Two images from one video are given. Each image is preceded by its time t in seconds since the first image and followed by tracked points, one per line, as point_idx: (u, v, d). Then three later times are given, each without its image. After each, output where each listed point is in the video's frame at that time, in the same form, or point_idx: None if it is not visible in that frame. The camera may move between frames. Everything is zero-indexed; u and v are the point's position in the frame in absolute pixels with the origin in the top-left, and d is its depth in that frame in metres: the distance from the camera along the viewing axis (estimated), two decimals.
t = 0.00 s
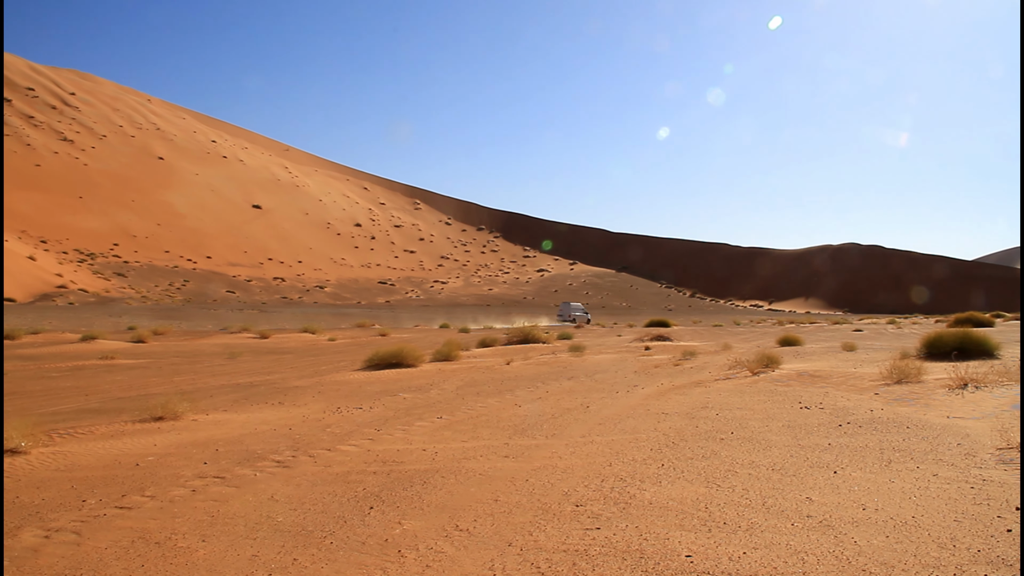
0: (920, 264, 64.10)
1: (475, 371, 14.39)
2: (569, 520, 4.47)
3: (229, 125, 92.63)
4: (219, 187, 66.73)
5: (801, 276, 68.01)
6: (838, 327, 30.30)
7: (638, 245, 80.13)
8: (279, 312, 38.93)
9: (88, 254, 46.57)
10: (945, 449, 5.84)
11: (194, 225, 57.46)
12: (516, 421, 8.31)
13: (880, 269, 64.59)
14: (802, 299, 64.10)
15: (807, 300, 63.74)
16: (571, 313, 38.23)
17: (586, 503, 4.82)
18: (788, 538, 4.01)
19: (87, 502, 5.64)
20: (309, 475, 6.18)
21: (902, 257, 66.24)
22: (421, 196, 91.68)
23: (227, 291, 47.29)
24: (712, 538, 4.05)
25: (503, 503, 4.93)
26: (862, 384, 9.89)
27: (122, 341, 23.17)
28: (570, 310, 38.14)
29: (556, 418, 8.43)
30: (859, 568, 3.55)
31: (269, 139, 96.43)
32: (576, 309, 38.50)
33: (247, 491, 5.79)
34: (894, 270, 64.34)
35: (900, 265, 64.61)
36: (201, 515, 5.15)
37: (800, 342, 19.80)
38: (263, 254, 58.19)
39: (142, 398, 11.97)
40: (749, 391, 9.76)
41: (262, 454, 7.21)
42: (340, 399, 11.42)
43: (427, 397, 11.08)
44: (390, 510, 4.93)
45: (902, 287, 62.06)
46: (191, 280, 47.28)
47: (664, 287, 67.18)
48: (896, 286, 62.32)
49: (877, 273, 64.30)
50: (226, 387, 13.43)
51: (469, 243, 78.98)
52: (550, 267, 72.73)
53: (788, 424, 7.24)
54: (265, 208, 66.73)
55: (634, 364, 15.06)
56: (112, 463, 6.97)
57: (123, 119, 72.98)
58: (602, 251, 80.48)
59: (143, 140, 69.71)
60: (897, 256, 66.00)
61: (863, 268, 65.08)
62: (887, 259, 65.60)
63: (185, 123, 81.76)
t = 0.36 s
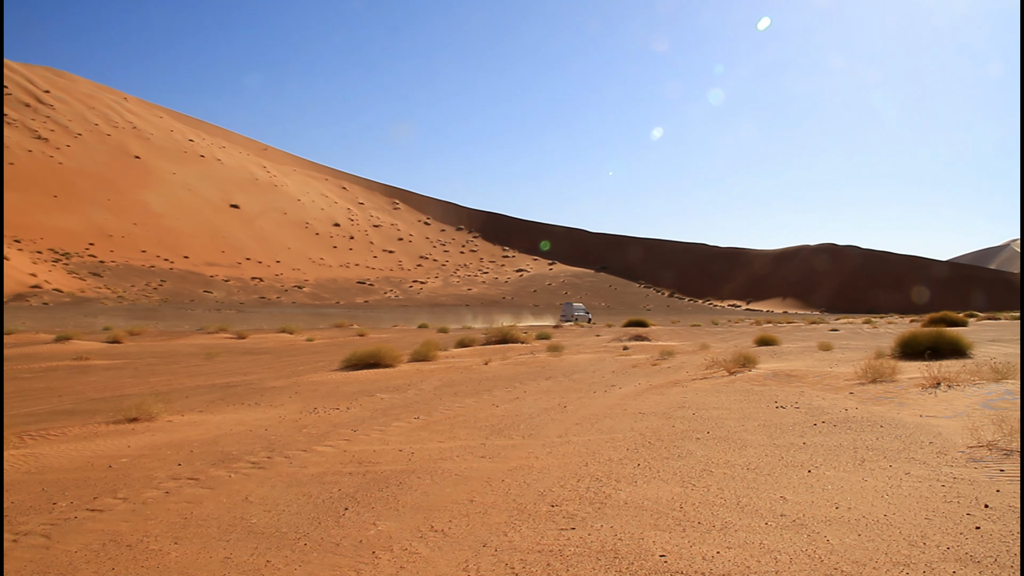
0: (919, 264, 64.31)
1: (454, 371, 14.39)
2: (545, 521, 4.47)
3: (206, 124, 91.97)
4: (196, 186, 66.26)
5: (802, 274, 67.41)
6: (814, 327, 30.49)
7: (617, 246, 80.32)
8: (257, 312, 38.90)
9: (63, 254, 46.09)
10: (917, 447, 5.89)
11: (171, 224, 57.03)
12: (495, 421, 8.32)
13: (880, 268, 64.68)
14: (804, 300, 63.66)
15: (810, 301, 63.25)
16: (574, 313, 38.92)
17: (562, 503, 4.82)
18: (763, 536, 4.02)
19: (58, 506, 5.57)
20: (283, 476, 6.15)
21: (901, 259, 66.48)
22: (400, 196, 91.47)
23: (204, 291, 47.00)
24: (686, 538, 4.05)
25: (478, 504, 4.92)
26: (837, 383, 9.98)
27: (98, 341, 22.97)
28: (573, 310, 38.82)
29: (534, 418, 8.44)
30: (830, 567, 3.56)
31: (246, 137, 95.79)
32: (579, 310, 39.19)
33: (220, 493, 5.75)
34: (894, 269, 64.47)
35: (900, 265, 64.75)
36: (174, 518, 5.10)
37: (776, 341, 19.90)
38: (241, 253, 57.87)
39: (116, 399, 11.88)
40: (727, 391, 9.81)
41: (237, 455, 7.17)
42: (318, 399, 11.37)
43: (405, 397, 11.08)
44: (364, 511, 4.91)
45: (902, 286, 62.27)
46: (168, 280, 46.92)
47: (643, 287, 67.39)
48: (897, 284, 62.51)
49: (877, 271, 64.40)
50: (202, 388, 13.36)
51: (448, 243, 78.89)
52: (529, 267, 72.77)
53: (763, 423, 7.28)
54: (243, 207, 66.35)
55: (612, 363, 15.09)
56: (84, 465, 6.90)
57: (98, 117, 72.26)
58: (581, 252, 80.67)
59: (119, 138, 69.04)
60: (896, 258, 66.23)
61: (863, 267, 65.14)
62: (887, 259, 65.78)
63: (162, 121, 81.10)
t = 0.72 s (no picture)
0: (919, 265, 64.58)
1: (426, 371, 14.37)
2: (514, 519, 4.48)
3: (177, 122, 91.08)
4: (167, 184, 65.61)
5: (800, 275, 67.12)
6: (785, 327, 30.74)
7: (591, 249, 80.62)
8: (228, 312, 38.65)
9: (31, 252, 45.46)
10: (883, 445, 5.95)
11: (142, 223, 56.40)
12: (467, 421, 8.31)
13: (880, 269, 64.85)
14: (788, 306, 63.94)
15: (809, 304, 63.04)
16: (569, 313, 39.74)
17: (532, 502, 4.82)
18: (730, 534, 4.05)
19: (22, 508, 5.50)
20: (252, 476, 6.12)
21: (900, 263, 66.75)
22: (373, 195, 91.12)
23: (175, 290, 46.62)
24: (655, 536, 4.07)
25: (448, 503, 4.91)
26: (806, 382, 10.07)
27: (66, 341, 22.69)
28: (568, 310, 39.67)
29: (505, 418, 8.46)
30: (796, 564, 3.58)
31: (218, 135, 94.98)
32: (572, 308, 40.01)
33: (187, 494, 5.70)
34: (893, 270, 64.63)
35: (900, 266, 64.97)
36: (140, 519, 5.06)
37: (748, 341, 19.99)
38: (213, 252, 57.43)
39: (84, 400, 11.74)
40: (698, 390, 9.88)
41: (206, 455, 7.12)
42: (289, 399, 11.31)
43: (377, 397, 11.05)
44: (333, 511, 4.89)
45: (902, 285, 62.45)
46: (137, 280, 46.44)
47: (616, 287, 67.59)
48: (896, 284, 62.71)
49: (877, 271, 64.57)
50: (172, 388, 13.23)
51: (421, 243, 78.72)
52: (502, 267, 72.77)
53: (733, 422, 7.32)
54: (215, 206, 65.81)
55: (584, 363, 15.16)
56: (50, 466, 6.82)
57: (67, 114, 71.32)
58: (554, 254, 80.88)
59: (88, 136, 68.18)
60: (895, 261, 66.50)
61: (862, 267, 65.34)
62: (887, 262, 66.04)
63: (132, 119, 80.22)
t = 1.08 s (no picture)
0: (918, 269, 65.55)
1: (397, 370, 14.32)
2: (485, 518, 4.49)
3: (145, 119, 90.00)
4: (134, 182, 64.83)
5: (800, 275, 67.73)
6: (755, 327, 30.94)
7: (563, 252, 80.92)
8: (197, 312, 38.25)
9: None
10: (850, 443, 6.02)
11: (110, 221, 55.67)
12: (439, 420, 8.30)
13: (881, 271, 65.67)
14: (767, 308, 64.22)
15: (810, 301, 63.38)
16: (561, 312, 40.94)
17: (504, 502, 4.81)
18: (699, 532, 4.08)
19: None
20: (222, 477, 6.06)
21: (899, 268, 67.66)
22: (344, 194, 90.65)
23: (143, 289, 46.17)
24: (626, 534, 4.09)
25: (420, 502, 4.91)
26: (775, 381, 10.15)
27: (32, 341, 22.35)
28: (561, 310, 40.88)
29: (477, 416, 8.47)
30: (765, 561, 3.62)
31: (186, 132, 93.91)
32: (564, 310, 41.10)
33: (155, 495, 5.65)
34: (893, 273, 65.51)
35: (899, 269, 65.87)
36: (107, 520, 5.01)
37: (718, 341, 20.12)
38: (182, 251, 56.90)
39: (49, 401, 11.59)
40: (668, 389, 9.93)
41: (174, 455, 7.05)
42: (260, 399, 11.22)
43: (347, 396, 11.01)
44: (303, 512, 4.85)
45: (903, 285, 63.25)
46: (105, 279, 45.88)
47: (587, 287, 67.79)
48: (897, 284, 63.50)
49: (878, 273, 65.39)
50: (141, 388, 13.09)
51: (392, 242, 78.48)
52: (474, 267, 72.72)
53: (702, 421, 7.38)
54: (184, 205, 65.14)
55: (555, 362, 15.19)
56: (14, 468, 6.72)
57: (32, 110, 70.18)
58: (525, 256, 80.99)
59: (54, 133, 67.13)
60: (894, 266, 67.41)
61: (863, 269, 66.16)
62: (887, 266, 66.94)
63: (99, 116, 79.13)
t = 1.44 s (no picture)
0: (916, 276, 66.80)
1: (362, 369, 14.25)
2: (453, 518, 4.48)
3: (105, 116, 88.62)
4: (94, 179, 63.82)
5: (798, 275, 68.45)
6: (718, 327, 31.18)
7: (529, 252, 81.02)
8: (158, 311, 37.77)
9: None
10: (814, 441, 6.10)
11: (70, 217, 54.66)
12: (405, 419, 8.29)
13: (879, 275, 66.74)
14: (730, 307, 64.71)
15: (810, 301, 64.01)
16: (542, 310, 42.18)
17: (470, 502, 4.81)
18: (666, 530, 4.11)
19: None
20: (186, 479, 5.99)
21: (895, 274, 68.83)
22: (309, 193, 90.04)
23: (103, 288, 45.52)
24: (593, 533, 4.11)
25: (386, 503, 4.89)
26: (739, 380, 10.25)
27: None
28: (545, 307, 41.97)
29: (443, 416, 8.46)
30: (731, 558, 3.66)
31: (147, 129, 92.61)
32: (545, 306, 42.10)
33: (118, 497, 5.57)
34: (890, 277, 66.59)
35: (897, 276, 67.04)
36: (68, 524, 4.93)
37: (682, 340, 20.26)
38: (143, 250, 56.17)
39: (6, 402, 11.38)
40: (633, 388, 9.99)
41: (135, 457, 6.96)
42: (223, 399, 11.11)
43: (313, 396, 10.95)
44: (269, 513, 4.81)
45: (901, 289, 64.35)
46: (63, 277, 45.15)
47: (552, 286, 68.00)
48: (896, 288, 64.56)
49: (877, 277, 66.43)
50: (101, 389, 12.90)
51: (357, 241, 78.12)
52: (439, 266, 72.58)
53: (668, 419, 7.44)
54: (145, 203, 64.28)
55: (521, 361, 15.21)
56: None
57: None
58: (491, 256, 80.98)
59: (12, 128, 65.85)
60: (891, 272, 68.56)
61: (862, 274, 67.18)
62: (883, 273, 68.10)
63: (58, 112, 77.78)
